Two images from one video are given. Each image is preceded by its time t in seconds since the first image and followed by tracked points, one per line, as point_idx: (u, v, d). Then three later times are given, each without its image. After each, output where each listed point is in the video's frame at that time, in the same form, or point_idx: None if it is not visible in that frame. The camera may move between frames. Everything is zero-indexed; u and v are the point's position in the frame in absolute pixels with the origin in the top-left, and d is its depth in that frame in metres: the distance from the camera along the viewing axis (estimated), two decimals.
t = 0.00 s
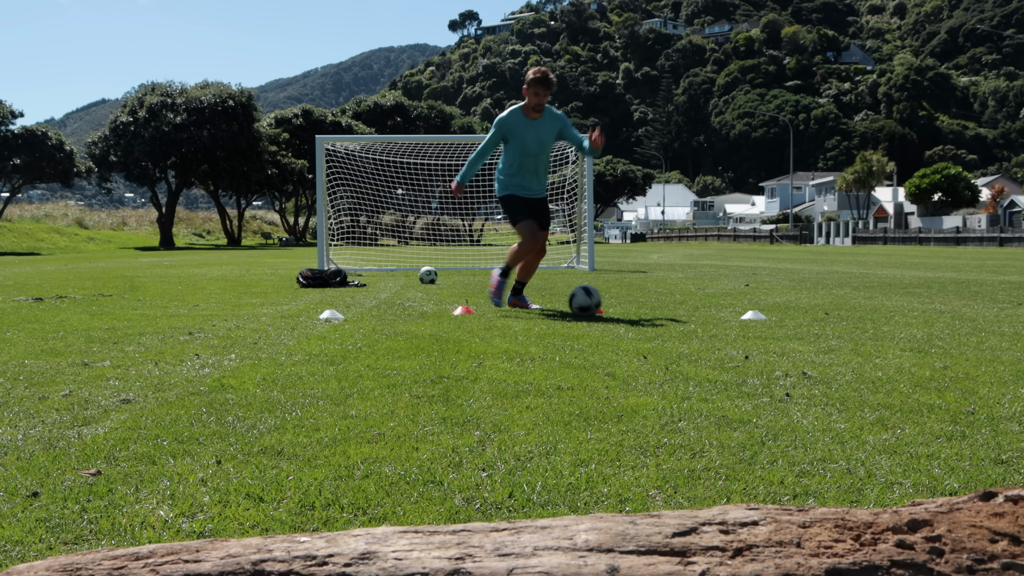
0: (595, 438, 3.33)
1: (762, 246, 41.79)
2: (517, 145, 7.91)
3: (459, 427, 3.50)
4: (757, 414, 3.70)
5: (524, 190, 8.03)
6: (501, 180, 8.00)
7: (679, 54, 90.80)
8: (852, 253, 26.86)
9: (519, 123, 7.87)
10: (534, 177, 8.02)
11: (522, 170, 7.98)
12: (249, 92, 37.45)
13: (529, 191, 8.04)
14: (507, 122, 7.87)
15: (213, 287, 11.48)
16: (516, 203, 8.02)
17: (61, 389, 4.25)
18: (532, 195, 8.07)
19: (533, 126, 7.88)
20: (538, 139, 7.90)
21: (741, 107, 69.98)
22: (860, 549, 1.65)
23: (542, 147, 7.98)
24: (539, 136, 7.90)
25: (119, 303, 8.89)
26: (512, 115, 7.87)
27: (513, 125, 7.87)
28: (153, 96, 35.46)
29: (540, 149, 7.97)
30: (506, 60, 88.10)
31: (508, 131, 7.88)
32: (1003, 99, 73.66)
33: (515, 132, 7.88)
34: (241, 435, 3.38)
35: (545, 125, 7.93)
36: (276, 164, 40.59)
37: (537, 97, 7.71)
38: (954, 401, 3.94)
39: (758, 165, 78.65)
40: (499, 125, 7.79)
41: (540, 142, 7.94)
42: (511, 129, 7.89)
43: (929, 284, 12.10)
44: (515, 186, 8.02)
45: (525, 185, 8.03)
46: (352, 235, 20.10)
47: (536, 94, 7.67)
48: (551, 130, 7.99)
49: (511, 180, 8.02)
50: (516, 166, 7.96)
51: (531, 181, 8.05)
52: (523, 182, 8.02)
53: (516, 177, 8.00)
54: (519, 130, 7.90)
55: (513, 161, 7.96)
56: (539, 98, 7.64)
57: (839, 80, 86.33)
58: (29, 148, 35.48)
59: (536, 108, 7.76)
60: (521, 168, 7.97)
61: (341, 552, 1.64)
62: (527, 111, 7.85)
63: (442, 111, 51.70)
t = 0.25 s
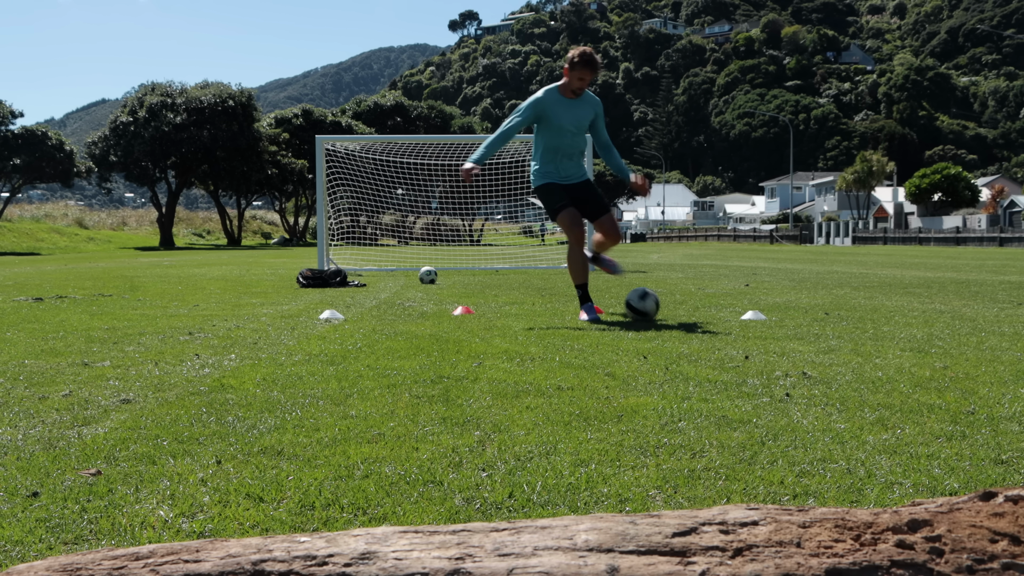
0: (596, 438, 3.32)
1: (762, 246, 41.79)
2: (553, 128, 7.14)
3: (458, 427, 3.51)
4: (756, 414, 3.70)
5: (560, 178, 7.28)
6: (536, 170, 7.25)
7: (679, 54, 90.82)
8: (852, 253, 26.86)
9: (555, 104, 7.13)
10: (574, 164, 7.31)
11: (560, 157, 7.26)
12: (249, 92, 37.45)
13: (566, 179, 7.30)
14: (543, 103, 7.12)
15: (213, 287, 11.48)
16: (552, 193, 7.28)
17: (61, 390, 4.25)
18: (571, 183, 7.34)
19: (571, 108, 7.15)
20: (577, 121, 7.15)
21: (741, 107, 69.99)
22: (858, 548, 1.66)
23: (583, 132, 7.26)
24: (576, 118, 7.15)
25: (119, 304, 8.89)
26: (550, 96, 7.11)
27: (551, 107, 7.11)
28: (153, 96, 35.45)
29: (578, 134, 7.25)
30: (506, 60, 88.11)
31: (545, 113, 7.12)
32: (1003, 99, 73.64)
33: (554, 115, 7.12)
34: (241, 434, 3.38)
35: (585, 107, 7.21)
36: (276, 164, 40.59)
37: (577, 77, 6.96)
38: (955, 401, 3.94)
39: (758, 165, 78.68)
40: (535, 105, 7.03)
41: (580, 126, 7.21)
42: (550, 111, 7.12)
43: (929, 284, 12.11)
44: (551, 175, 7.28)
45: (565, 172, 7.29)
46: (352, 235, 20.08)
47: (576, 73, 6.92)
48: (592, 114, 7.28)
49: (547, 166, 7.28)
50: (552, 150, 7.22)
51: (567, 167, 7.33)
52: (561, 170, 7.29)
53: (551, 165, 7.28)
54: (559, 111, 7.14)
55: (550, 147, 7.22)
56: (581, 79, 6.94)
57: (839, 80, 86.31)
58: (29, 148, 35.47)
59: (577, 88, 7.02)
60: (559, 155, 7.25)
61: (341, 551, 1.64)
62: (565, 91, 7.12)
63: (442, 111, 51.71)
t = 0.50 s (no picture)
0: (595, 438, 3.33)
1: (762, 246, 41.77)
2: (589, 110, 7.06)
3: (459, 427, 3.50)
4: (756, 414, 3.70)
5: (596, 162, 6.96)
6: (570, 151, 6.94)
7: (679, 54, 90.78)
8: (852, 254, 26.85)
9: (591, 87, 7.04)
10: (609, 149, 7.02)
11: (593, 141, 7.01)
12: (249, 92, 37.45)
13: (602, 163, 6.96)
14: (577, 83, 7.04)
15: (213, 287, 11.48)
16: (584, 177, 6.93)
17: (61, 390, 4.25)
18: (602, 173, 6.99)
19: (605, 89, 7.07)
20: (610, 103, 7.05)
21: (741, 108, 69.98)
22: (858, 549, 1.66)
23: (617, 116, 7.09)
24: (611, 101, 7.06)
25: (119, 303, 8.89)
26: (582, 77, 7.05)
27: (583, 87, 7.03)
28: (153, 96, 35.44)
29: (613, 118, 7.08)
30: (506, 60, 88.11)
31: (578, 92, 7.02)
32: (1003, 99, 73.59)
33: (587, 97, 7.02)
34: (241, 435, 3.38)
35: (619, 90, 7.13)
36: (276, 164, 40.59)
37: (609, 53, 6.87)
38: (954, 401, 3.94)
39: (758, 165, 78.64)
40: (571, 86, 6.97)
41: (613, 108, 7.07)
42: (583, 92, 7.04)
43: (929, 284, 12.10)
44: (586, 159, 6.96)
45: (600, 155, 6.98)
46: (352, 234, 20.06)
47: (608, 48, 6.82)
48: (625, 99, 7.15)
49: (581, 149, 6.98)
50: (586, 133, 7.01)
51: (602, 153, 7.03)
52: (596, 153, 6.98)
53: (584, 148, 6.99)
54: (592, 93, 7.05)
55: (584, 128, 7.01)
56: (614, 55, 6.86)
57: (839, 80, 86.30)
58: (29, 148, 35.44)
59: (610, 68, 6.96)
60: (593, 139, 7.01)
61: (341, 551, 1.64)
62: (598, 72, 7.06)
63: (442, 111, 51.70)
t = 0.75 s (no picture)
0: (595, 438, 3.32)
1: (762, 246, 41.78)
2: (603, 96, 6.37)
3: (459, 426, 3.50)
4: (757, 414, 3.70)
5: (618, 158, 6.37)
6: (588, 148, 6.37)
7: (679, 54, 90.77)
8: (852, 254, 26.88)
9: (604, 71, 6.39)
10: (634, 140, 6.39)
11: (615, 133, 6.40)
12: (249, 92, 37.48)
13: (625, 159, 6.37)
14: (591, 71, 6.39)
15: (213, 287, 11.48)
16: (602, 172, 6.33)
17: (61, 389, 4.25)
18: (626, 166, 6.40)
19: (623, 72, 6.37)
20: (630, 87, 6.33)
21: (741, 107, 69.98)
22: (858, 549, 1.66)
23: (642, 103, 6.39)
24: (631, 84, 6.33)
25: (119, 303, 8.89)
26: (596, 64, 6.41)
27: (598, 75, 6.36)
28: (153, 96, 35.46)
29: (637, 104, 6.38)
30: (506, 60, 88.08)
31: (593, 81, 6.37)
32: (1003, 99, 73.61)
33: (604, 84, 6.34)
34: (241, 434, 3.38)
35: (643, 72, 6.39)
36: (276, 164, 40.59)
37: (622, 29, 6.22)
38: (954, 401, 3.94)
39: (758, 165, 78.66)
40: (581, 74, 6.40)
41: (637, 94, 6.35)
42: (598, 80, 6.37)
43: (929, 284, 12.10)
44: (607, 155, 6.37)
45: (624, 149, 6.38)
46: (352, 234, 20.03)
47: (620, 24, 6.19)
48: (651, 81, 6.40)
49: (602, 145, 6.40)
50: (605, 125, 6.38)
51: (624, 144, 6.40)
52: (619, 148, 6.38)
53: (604, 142, 6.41)
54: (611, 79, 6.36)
55: (603, 120, 6.38)
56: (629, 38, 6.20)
57: (839, 80, 86.34)
58: (29, 148, 35.45)
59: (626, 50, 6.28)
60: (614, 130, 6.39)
61: (341, 552, 1.64)
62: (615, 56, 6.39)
63: (442, 111, 51.72)
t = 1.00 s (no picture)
0: (595, 438, 3.33)
1: (762, 246, 41.78)
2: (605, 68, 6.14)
3: (459, 427, 3.50)
4: (757, 414, 3.70)
5: (625, 136, 6.10)
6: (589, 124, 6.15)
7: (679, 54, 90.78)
8: (852, 254, 26.87)
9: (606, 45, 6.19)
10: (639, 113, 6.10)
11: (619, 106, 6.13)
12: (249, 92, 37.49)
13: (630, 136, 6.10)
14: (591, 41, 6.23)
15: (213, 287, 11.48)
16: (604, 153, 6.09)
17: (61, 390, 4.25)
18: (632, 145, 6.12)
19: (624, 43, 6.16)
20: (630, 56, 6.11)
21: (741, 107, 69.96)
22: (859, 550, 1.65)
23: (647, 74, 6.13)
24: (632, 54, 6.11)
25: (119, 304, 8.89)
26: (599, 33, 6.22)
27: (598, 45, 6.19)
28: (153, 96, 35.46)
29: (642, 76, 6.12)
30: (506, 60, 88.04)
31: (594, 51, 6.20)
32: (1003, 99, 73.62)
33: (605, 54, 6.15)
34: (241, 434, 3.38)
35: (644, 42, 6.15)
36: (276, 164, 40.59)
37: None
38: (954, 401, 3.94)
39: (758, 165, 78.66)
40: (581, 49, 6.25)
41: (640, 63, 6.09)
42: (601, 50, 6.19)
43: (929, 284, 12.10)
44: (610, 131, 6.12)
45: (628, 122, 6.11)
46: (352, 234, 20.02)
47: None
48: (655, 50, 6.14)
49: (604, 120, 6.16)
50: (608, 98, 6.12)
51: (629, 118, 6.11)
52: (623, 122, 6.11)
53: (607, 118, 6.14)
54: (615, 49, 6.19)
55: (605, 91, 6.13)
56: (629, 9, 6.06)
57: (839, 80, 86.35)
58: (29, 148, 35.44)
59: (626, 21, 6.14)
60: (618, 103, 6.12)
61: (341, 552, 1.64)
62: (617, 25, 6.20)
63: (442, 111, 51.72)
